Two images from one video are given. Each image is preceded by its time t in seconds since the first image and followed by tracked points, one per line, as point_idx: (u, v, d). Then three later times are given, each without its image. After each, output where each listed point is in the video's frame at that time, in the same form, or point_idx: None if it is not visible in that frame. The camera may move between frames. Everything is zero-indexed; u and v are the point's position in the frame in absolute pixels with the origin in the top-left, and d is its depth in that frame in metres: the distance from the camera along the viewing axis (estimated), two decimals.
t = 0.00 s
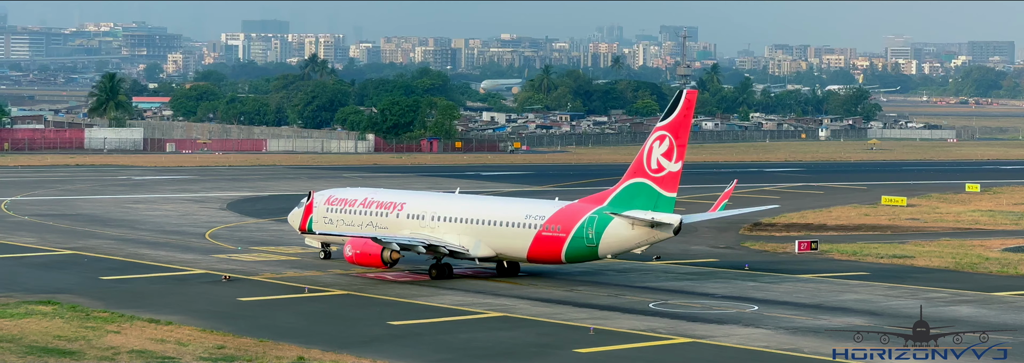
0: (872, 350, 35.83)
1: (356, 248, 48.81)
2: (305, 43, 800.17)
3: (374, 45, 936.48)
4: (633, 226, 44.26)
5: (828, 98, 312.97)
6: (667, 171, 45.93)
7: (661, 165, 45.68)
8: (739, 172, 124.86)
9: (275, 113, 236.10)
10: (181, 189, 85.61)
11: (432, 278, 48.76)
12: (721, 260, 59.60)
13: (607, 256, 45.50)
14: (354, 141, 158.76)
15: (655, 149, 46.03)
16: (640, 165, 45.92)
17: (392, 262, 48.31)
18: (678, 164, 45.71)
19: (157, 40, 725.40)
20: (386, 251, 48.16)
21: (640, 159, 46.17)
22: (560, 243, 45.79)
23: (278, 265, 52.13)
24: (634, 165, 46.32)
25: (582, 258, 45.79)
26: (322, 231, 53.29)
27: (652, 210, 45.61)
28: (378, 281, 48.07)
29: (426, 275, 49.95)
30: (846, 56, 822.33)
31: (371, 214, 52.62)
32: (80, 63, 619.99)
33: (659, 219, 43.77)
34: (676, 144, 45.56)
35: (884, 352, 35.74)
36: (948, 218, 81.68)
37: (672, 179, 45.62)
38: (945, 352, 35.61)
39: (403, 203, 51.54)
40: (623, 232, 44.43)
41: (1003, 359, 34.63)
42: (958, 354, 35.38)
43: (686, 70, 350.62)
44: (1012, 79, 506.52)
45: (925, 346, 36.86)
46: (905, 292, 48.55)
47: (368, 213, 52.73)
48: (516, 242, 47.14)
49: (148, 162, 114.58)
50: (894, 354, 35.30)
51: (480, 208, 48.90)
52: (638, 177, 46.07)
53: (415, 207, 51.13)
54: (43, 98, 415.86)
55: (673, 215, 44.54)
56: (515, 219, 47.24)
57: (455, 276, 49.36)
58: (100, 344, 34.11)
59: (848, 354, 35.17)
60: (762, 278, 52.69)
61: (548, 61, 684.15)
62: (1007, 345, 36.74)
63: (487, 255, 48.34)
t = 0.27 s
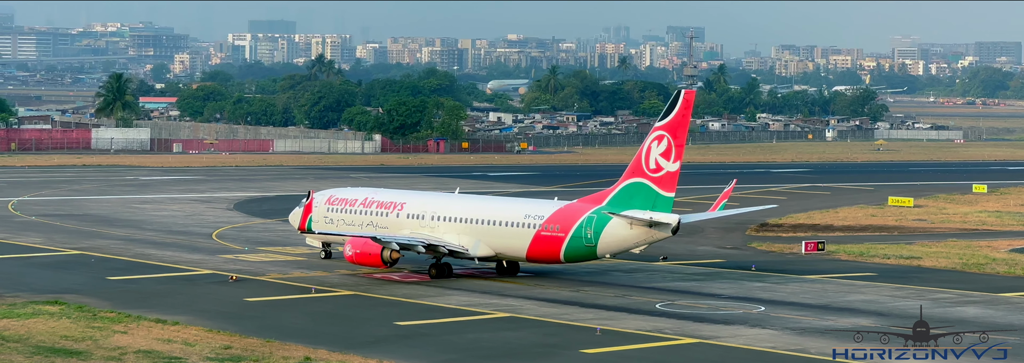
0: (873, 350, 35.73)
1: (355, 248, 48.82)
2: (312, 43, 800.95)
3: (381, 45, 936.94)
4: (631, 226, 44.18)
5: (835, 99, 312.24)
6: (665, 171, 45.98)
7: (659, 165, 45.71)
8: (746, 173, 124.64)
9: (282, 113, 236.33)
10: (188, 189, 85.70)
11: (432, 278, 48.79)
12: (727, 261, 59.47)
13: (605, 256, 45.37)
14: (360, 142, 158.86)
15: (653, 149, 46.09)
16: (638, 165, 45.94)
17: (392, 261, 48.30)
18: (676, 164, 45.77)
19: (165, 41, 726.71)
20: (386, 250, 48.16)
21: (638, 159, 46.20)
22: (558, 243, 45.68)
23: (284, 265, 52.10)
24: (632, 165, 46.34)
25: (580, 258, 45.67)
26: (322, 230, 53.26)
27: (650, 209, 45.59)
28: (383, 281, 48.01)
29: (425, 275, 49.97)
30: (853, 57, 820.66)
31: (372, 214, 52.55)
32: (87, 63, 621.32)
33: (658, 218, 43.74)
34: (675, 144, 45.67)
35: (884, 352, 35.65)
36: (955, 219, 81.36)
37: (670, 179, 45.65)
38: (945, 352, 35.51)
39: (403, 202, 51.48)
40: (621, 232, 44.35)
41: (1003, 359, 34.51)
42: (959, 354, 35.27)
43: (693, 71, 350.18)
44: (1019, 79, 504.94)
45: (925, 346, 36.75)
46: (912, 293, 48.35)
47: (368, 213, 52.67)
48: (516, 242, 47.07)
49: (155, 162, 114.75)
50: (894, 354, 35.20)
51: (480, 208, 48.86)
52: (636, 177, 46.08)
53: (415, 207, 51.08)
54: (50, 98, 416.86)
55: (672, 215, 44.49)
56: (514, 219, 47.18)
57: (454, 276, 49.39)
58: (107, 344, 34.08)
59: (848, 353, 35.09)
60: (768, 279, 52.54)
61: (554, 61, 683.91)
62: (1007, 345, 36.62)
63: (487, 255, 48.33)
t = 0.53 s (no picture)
0: (873, 351, 35.63)
1: (355, 247, 48.51)
2: (317, 43, 801.46)
3: (387, 45, 937.18)
4: (629, 225, 44.36)
5: (842, 99, 311.53)
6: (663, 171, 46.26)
7: (656, 164, 46.00)
8: (752, 173, 124.36)
9: (288, 113, 236.45)
10: (195, 189, 85.72)
11: (431, 278, 48.69)
12: (733, 261, 59.32)
13: (602, 255, 45.49)
14: (366, 142, 158.87)
15: (650, 149, 46.34)
16: (635, 164, 46.20)
17: (391, 261, 48.07)
18: (673, 164, 46.10)
19: (171, 41, 727.79)
20: (385, 249, 47.94)
21: (636, 159, 46.45)
22: (556, 242, 45.78)
23: (290, 265, 52.05)
24: (629, 165, 46.60)
25: (578, 257, 45.77)
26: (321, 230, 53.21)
27: (648, 209, 45.85)
28: (389, 282, 47.93)
29: (423, 274, 49.82)
30: (860, 57, 819.31)
31: (371, 213, 52.48)
32: (94, 63, 622.33)
33: (655, 218, 43.96)
34: (672, 144, 45.96)
35: (885, 352, 35.55)
36: (961, 219, 81.09)
37: (668, 178, 45.97)
38: (945, 352, 35.39)
39: (402, 202, 51.41)
40: (619, 231, 44.51)
41: (1004, 359, 34.36)
42: (960, 354, 35.15)
43: (699, 72, 349.79)
44: None
45: (925, 346, 36.64)
46: (918, 293, 48.19)
47: (367, 212, 52.61)
48: (515, 242, 47.09)
49: (161, 162, 114.79)
50: (894, 354, 35.11)
51: (479, 207, 48.82)
52: (633, 177, 46.35)
53: (414, 206, 51.00)
54: (57, 98, 417.47)
55: (669, 215, 44.70)
56: (513, 218, 47.17)
57: (453, 275, 49.29)
58: (114, 344, 34.07)
59: (848, 354, 35.03)
60: (774, 279, 52.40)
61: (560, 61, 683.64)
62: (1007, 346, 36.48)
63: (485, 255, 48.30)
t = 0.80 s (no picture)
0: (874, 351, 35.52)
1: (354, 246, 48.38)
2: (323, 43, 802.04)
3: (393, 45, 937.65)
4: (627, 225, 44.45)
5: (847, 99, 310.99)
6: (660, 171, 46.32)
7: (654, 164, 46.05)
8: (758, 173, 124.12)
9: (294, 113, 236.59)
10: (201, 189, 85.76)
11: (429, 277, 48.70)
12: (739, 261, 59.20)
13: (600, 255, 45.57)
14: (372, 142, 158.94)
15: (648, 149, 46.42)
16: (632, 164, 46.29)
17: (390, 260, 47.91)
18: (670, 163, 46.10)
19: (177, 41, 728.53)
20: (384, 249, 47.79)
21: (633, 159, 46.55)
22: (554, 242, 45.88)
23: (296, 266, 52.04)
24: (627, 165, 46.69)
25: (576, 257, 45.88)
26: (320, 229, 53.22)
27: (645, 208, 45.91)
28: (395, 282, 47.86)
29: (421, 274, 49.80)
30: (867, 57, 818.01)
31: (371, 212, 52.43)
32: (100, 63, 622.99)
33: (652, 217, 44.02)
34: (669, 143, 46.01)
35: (886, 352, 35.42)
36: (967, 220, 80.85)
37: (665, 178, 46.02)
38: (944, 352, 35.27)
39: (401, 201, 51.39)
40: (616, 231, 44.61)
41: (1003, 359, 34.24)
42: (960, 354, 35.03)
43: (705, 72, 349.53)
44: None
45: (925, 346, 36.53)
46: (924, 294, 48.01)
47: (367, 212, 52.57)
48: (513, 241, 47.14)
49: (167, 162, 114.81)
50: (893, 354, 35.02)
51: (478, 207, 48.84)
52: (631, 176, 46.44)
53: (413, 206, 50.98)
54: (64, 98, 417.90)
55: (666, 214, 44.77)
56: (512, 218, 47.24)
57: (452, 275, 49.33)
58: (120, 344, 34.05)
59: (848, 354, 34.94)
60: (780, 279, 52.26)
61: (566, 62, 683.31)
62: (1007, 346, 36.36)
63: (483, 254, 48.39)
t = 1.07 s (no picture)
0: (872, 350, 35.45)
1: (353, 245, 48.40)
2: (329, 43, 802.63)
3: (399, 46, 937.48)
4: (624, 224, 44.57)
5: (853, 99, 310.42)
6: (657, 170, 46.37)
7: (651, 164, 46.12)
8: (764, 174, 123.93)
9: (300, 113, 236.68)
10: (206, 190, 85.78)
11: (428, 276, 48.80)
12: (745, 261, 59.06)
13: (597, 254, 45.73)
14: (378, 142, 158.91)
15: (645, 149, 46.49)
16: (630, 164, 46.36)
17: (388, 259, 47.89)
18: (667, 163, 46.15)
19: (183, 41, 729.11)
20: (382, 248, 47.81)
21: (630, 158, 46.61)
22: (552, 241, 45.99)
23: (302, 265, 52.00)
24: (624, 165, 46.74)
25: (574, 256, 46.01)
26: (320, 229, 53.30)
27: (643, 208, 45.97)
28: (399, 282, 47.79)
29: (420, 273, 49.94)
30: (872, 57, 816.79)
31: (369, 212, 52.44)
32: (106, 64, 623.62)
33: (649, 216, 44.17)
34: (667, 143, 46.07)
35: (883, 351, 35.35)
36: (973, 220, 80.63)
37: (662, 178, 46.05)
38: (944, 352, 35.14)
39: (400, 200, 51.40)
40: (613, 230, 44.75)
41: (1003, 358, 34.10)
42: (957, 354, 34.91)
43: (711, 72, 349.28)
44: None
45: (924, 346, 36.41)
46: (930, 294, 47.82)
47: (365, 211, 52.56)
48: (512, 240, 47.24)
49: (173, 162, 114.73)
50: (893, 354, 34.88)
51: (476, 206, 48.90)
52: (628, 176, 46.50)
53: (412, 205, 50.98)
54: (69, 99, 418.16)
55: (662, 213, 44.89)
56: (510, 217, 47.34)
57: (450, 274, 49.44)
58: (126, 344, 34.04)
59: (847, 353, 34.85)
60: (786, 279, 52.11)
61: (572, 62, 682.80)
62: (1007, 345, 36.20)
63: (482, 253, 48.47)
